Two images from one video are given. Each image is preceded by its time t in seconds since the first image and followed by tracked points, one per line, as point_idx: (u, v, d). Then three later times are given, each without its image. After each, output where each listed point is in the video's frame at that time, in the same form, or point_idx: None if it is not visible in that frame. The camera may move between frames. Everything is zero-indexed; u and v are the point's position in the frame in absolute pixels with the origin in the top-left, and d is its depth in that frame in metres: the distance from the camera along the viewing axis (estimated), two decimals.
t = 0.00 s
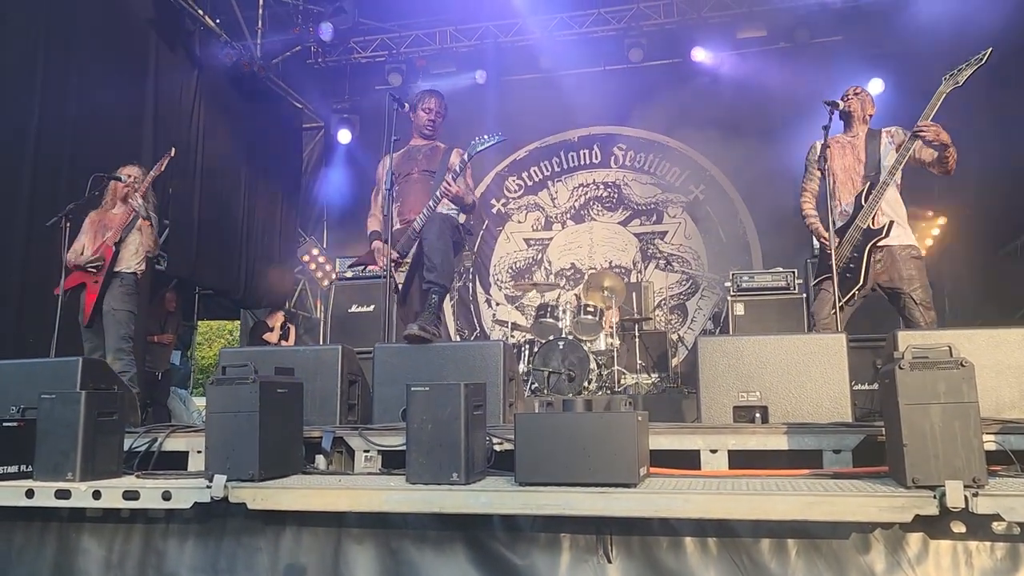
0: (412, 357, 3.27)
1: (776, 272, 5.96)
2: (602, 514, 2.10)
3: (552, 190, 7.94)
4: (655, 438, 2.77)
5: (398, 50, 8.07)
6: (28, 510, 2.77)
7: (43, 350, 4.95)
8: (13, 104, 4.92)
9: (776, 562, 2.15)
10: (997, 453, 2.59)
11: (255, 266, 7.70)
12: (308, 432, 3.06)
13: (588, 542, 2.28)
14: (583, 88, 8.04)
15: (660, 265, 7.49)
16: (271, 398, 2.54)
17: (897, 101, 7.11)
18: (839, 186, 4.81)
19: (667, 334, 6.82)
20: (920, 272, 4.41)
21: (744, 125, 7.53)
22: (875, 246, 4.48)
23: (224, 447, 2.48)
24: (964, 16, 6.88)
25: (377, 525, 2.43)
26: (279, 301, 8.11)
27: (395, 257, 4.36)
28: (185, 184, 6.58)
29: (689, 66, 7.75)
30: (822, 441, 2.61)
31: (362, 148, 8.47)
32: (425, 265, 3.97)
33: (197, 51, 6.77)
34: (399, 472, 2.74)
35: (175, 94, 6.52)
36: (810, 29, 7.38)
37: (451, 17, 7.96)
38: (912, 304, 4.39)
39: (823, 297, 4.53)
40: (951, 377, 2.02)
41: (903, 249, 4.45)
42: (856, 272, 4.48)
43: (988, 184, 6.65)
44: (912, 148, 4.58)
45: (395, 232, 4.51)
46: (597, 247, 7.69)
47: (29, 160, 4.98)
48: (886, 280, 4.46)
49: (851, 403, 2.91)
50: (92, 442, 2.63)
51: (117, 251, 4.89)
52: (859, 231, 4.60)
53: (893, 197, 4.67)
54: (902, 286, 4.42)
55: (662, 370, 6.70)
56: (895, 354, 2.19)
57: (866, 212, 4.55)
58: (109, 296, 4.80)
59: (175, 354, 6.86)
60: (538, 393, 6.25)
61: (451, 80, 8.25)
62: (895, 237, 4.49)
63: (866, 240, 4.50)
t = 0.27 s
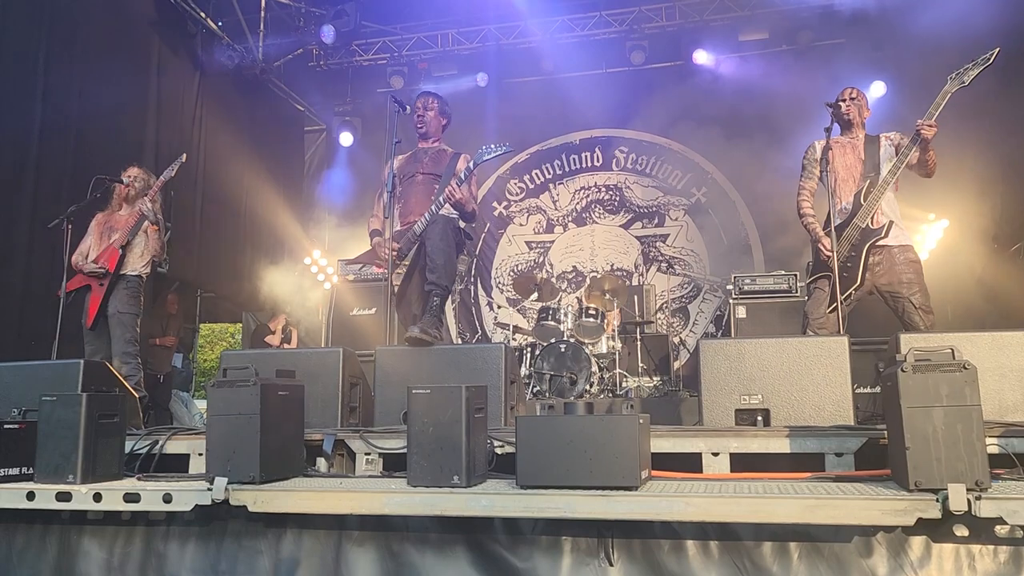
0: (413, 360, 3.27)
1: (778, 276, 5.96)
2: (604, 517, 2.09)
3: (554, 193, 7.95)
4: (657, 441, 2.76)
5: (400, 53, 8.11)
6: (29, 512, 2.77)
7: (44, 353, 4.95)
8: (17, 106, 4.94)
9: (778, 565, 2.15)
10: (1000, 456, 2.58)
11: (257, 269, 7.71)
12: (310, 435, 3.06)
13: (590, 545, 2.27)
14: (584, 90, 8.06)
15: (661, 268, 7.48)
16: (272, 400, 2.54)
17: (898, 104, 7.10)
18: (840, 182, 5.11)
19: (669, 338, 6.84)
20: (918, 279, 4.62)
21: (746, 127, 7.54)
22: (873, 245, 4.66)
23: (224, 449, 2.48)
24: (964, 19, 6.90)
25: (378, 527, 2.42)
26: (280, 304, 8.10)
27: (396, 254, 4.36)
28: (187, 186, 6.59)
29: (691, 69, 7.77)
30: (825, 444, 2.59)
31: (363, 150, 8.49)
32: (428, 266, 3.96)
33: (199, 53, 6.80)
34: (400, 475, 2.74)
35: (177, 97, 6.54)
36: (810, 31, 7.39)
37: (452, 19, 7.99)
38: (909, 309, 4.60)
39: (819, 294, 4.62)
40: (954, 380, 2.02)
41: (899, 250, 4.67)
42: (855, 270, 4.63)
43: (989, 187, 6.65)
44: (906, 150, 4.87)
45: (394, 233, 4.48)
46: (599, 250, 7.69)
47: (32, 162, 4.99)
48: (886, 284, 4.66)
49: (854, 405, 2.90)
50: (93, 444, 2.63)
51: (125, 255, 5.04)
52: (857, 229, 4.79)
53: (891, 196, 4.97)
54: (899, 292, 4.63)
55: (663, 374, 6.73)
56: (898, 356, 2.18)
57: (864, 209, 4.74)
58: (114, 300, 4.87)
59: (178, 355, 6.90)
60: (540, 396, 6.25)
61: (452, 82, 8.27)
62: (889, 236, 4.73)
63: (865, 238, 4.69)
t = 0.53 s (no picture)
0: (414, 363, 3.27)
1: (779, 279, 5.97)
2: (606, 521, 2.09)
3: (555, 197, 7.95)
4: (659, 445, 2.76)
5: (402, 57, 8.12)
6: (30, 516, 2.76)
7: (46, 356, 4.96)
8: (20, 110, 4.95)
9: (780, 570, 2.14)
10: (1002, 460, 2.58)
11: (258, 272, 7.72)
12: (311, 438, 3.06)
13: (592, 549, 2.27)
14: (585, 94, 8.07)
15: (662, 272, 7.48)
16: (274, 403, 2.54)
17: (899, 107, 7.11)
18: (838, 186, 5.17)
19: (669, 342, 6.85)
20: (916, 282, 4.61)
21: (747, 130, 7.54)
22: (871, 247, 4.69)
23: (226, 453, 2.48)
24: (965, 23, 6.91)
25: (379, 531, 2.42)
26: (282, 307, 8.09)
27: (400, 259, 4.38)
28: (189, 190, 6.60)
29: (692, 73, 7.78)
30: (826, 448, 2.59)
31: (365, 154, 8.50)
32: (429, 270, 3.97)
33: (201, 57, 6.81)
34: (401, 479, 2.74)
35: (179, 101, 6.55)
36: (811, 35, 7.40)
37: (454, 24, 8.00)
38: (908, 313, 4.58)
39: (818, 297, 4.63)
40: (956, 384, 2.02)
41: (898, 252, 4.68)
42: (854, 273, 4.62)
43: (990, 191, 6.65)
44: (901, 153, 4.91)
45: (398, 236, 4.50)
46: (600, 253, 7.69)
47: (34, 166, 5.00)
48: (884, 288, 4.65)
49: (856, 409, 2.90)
50: (95, 447, 2.63)
51: (128, 252, 5.03)
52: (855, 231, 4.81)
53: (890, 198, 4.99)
54: (898, 296, 4.61)
55: (665, 378, 6.75)
56: (900, 360, 2.18)
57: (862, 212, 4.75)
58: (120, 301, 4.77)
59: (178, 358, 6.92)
60: (541, 399, 6.25)
61: (453, 86, 8.28)
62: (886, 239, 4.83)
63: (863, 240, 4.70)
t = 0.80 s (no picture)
0: (415, 367, 3.27)
1: (780, 283, 5.97)
2: (606, 525, 2.09)
3: (556, 201, 7.95)
4: (659, 449, 2.76)
5: (403, 61, 8.14)
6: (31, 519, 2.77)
7: (47, 359, 4.97)
8: (22, 114, 4.97)
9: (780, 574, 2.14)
10: (1002, 464, 2.58)
11: (259, 276, 7.73)
12: (311, 442, 3.06)
13: (592, 553, 2.27)
14: (585, 98, 8.09)
15: (663, 275, 7.49)
16: (274, 407, 2.54)
17: (898, 111, 7.13)
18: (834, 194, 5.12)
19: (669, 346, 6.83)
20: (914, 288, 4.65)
21: (747, 134, 7.55)
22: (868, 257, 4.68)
23: (227, 457, 2.48)
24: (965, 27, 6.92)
25: (379, 535, 2.42)
26: (282, 311, 8.09)
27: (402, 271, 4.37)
28: (189, 193, 6.61)
29: (692, 77, 7.80)
30: (827, 453, 2.59)
31: (365, 158, 8.52)
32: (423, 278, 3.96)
33: (202, 61, 6.83)
34: (401, 482, 2.74)
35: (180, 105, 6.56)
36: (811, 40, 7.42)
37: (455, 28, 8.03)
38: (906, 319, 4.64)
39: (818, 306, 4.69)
40: (956, 388, 2.02)
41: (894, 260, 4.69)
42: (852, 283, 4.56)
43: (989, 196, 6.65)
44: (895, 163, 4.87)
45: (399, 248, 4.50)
46: (600, 257, 7.70)
47: (36, 169, 5.01)
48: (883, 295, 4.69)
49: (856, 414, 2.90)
50: (95, 451, 2.63)
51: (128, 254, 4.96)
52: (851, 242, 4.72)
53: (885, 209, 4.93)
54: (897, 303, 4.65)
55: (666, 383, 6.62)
56: (899, 365, 2.18)
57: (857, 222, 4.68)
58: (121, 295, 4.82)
59: (178, 363, 7.00)
60: (541, 403, 6.25)
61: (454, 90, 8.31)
62: (882, 250, 4.79)
63: (860, 250, 4.66)
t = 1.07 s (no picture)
0: (414, 371, 3.27)
1: (780, 287, 5.98)
2: (606, 529, 2.09)
3: (556, 204, 7.96)
4: (659, 453, 2.75)
5: (403, 64, 8.13)
6: (31, 522, 2.77)
7: (48, 362, 4.97)
8: (23, 117, 4.97)
9: None
10: (1002, 468, 2.58)
11: (259, 279, 7.73)
12: (312, 445, 3.06)
13: (592, 557, 2.27)
14: (585, 102, 8.10)
15: (663, 279, 7.49)
16: (274, 410, 2.55)
17: (898, 116, 7.15)
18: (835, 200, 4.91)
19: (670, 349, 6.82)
20: (913, 291, 4.46)
21: (747, 138, 7.56)
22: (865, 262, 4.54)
23: (227, 461, 2.48)
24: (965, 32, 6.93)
25: (379, 539, 2.42)
26: (283, 314, 8.10)
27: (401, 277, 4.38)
28: (190, 197, 6.61)
29: (693, 81, 7.81)
30: (827, 457, 2.59)
31: (366, 161, 8.53)
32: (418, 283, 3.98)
33: (203, 64, 6.84)
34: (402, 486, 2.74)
35: (181, 108, 6.56)
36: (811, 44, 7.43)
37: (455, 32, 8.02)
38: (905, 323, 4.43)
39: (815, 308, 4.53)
40: (956, 393, 2.02)
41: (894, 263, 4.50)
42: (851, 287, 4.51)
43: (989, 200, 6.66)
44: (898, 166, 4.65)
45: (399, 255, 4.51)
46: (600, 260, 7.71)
47: (36, 172, 5.01)
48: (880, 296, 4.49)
49: (856, 418, 2.90)
50: (95, 454, 2.63)
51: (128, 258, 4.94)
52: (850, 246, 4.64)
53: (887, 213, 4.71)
54: (896, 305, 4.46)
55: (665, 386, 6.70)
56: (899, 369, 2.18)
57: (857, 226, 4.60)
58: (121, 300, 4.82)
59: (178, 365, 7.02)
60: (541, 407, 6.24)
61: (454, 93, 8.31)
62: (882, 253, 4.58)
63: (858, 255, 4.56)
